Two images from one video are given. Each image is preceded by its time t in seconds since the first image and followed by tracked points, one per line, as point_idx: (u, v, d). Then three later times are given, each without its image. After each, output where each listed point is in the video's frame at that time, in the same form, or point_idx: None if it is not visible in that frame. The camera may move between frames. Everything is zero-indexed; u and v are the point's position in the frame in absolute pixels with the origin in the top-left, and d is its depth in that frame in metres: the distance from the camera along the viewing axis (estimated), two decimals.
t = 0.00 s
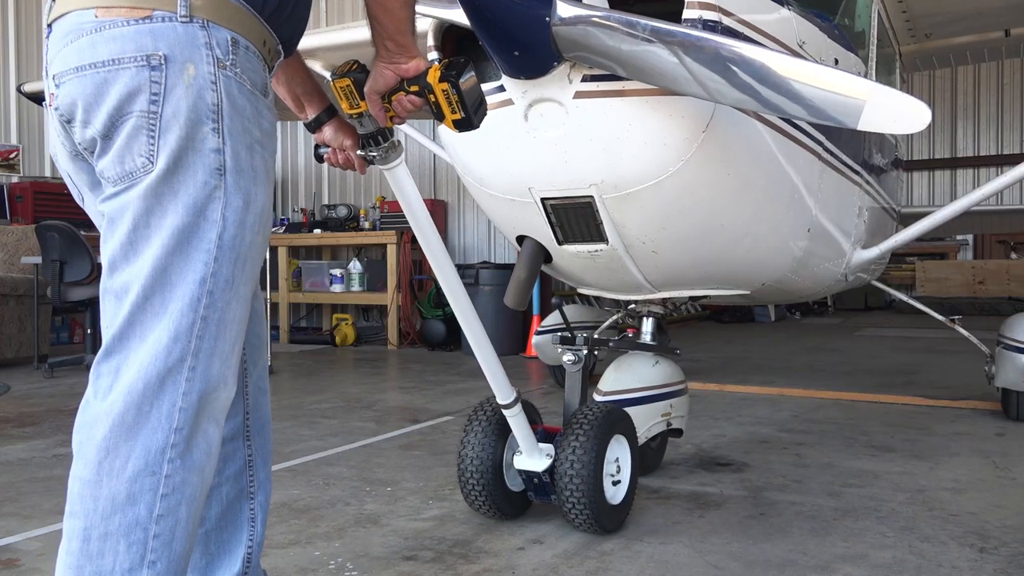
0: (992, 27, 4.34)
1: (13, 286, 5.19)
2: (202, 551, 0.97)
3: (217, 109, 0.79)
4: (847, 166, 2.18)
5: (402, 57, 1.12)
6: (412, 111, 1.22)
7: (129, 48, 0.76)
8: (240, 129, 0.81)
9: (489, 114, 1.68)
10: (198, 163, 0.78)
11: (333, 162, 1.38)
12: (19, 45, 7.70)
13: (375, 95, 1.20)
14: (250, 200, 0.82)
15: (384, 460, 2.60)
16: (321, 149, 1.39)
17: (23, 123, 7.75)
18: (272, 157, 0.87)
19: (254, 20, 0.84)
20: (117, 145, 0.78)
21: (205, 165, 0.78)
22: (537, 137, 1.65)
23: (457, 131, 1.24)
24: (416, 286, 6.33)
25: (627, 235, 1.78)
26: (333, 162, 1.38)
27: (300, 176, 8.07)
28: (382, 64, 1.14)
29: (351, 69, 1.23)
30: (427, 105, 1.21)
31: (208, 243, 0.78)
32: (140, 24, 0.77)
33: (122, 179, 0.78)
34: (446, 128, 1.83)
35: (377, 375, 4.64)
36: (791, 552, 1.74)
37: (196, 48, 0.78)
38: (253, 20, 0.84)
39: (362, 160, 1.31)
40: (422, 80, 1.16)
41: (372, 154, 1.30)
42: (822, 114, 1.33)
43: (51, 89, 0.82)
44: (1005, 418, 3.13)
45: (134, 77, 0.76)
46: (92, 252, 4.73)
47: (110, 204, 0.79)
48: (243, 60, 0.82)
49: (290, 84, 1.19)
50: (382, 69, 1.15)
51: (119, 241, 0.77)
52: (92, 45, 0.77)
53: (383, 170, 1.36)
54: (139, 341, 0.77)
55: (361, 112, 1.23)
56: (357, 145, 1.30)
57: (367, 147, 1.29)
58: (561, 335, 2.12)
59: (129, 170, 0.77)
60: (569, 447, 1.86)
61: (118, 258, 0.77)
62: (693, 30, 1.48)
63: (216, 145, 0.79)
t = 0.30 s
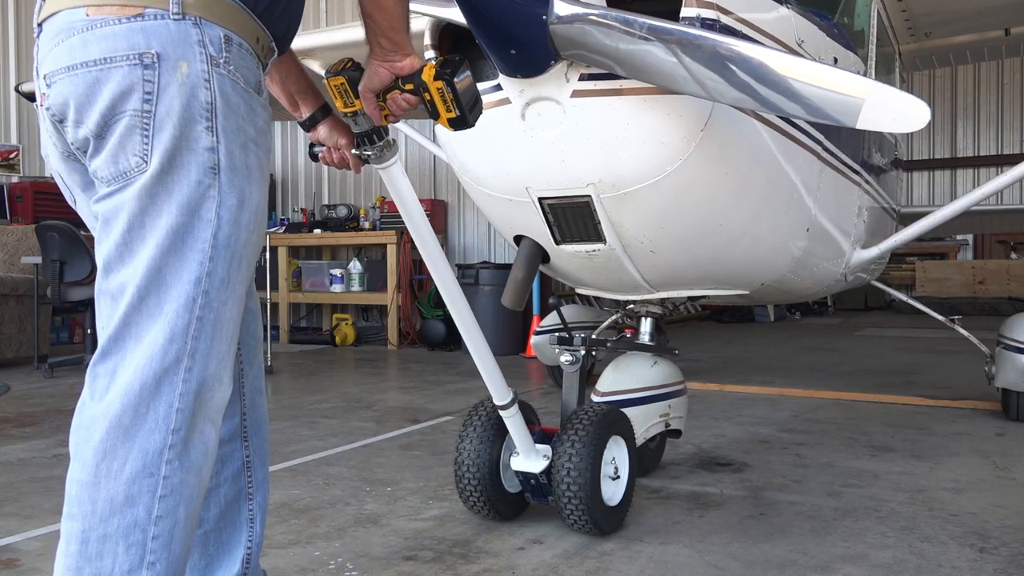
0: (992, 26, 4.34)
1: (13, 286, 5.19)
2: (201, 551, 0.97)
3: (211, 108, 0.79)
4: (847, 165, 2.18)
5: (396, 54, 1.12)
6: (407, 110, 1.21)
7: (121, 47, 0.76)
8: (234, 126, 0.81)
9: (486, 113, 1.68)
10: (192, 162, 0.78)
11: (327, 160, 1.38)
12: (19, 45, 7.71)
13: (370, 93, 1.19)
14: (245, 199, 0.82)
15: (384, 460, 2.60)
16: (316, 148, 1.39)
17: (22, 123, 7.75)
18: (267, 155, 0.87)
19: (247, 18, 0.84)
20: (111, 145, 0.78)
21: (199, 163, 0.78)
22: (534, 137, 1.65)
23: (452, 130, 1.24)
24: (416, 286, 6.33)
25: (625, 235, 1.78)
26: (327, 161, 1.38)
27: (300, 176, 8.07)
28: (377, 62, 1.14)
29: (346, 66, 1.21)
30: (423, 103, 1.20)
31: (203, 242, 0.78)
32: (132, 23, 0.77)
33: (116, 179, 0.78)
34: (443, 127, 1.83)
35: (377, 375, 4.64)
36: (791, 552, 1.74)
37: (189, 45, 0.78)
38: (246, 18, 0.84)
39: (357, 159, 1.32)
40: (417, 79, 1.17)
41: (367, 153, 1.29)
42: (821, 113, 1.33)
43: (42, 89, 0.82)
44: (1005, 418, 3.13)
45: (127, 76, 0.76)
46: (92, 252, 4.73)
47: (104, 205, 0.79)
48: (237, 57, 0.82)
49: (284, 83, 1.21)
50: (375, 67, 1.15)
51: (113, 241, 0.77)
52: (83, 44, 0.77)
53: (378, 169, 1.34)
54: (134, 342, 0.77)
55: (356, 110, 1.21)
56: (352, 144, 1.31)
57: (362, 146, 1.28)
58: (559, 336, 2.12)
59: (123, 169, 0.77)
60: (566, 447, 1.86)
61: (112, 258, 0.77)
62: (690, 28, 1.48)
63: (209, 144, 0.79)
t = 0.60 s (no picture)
0: (992, 25, 4.34)
1: (13, 286, 5.19)
2: (200, 551, 0.97)
3: (207, 107, 0.79)
4: (846, 165, 2.18)
5: (389, 53, 1.12)
6: (400, 109, 1.19)
7: (117, 46, 0.76)
8: (230, 125, 0.81)
9: (483, 112, 1.68)
10: (188, 161, 0.78)
11: (321, 160, 1.38)
12: (19, 45, 7.71)
13: (363, 93, 1.17)
14: (241, 198, 0.82)
15: (384, 460, 2.60)
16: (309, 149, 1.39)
17: (22, 124, 7.76)
18: (262, 154, 0.87)
19: (243, 16, 0.84)
20: (107, 145, 0.77)
21: (196, 162, 0.78)
22: (532, 136, 1.65)
23: (448, 129, 1.21)
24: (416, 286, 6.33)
25: (622, 235, 1.78)
26: (321, 160, 1.38)
27: (300, 176, 8.07)
28: (369, 60, 1.13)
29: (338, 65, 1.19)
30: (416, 102, 1.17)
31: (200, 242, 0.78)
32: (127, 22, 0.77)
33: (112, 179, 0.78)
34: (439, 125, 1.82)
35: (377, 375, 4.64)
36: (790, 552, 1.74)
37: (184, 44, 0.78)
38: (242, 16, 0.84)
39: (351, 158, 1.32)
40: (411, 78, 1.14)
41: (361, 153, 1.29)
42: (820, 113, 1.32)
43: (37, 89, 0.81)
44: (1005, 418, 3.13)
45: (122, 75, 0.76)
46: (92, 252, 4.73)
47: (100, 205, 0.79)
48: (232, 56, 0.82)
49: (277, 83, 1.22)
50: (368, 66, 1.14)
51: (110, 241, 0.77)
52: (78, 43, 0.77)
53: (372, 169, 1.34)
54: (133, 342, 0.77)
55: (349, 109, 1.20)
56: (345, 144, 1.30)
57: (355, 145, 1.28)
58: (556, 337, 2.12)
59: (119, 169, 0.77)
60: (563, 448, 1.86)
61: (109, 259, 0.77)
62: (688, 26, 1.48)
63: (206, 143, 0.79)
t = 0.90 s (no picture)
0: (992, 24, 4.34)
1: (13, 286, 5.19)
2: (201, 551, 0.97)
3: (203, 105, 0.79)
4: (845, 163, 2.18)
5: (376, 55, 1.11)
6: (388, 113, 1.19)
7: (110, 47, 0.76)
8: (227, 123, 0.81)
9: (479, 111, 1.68)
10: (186, 161, 0.78)
11: (311, 163, 1.38)
12: (18, 45, 7.71)
13: (350, 96, 1.17)
14: (240, 196, 0.82)
15: (384, 460, 2.60)
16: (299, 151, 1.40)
17: (22, 124, 7.76)
18: (260, 152, 0.87)
19: (237, 13, 0.84)
20: (104, 146, 0.78)
21: (193, 162, 0.78)
22: (528, 134, 1.65)
23: (436, 132, 1.22)
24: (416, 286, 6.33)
25: (620, 234, 1.78)
26: (310, 163, 1.38)
27: (301, 176, 8.07)
28: (356, 63, 1.12)
29: (326, 66, 1.19)
30: (405, 105, 1.18)
31: (199, 240, 0.78)
32: (121, 23, 0.77)
33: (110, 180, 0.78)
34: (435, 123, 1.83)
35: (377, 375, 4.64)
36: (790, 552, 1.74)
37: (178, 43, 0.78)
38: (237, 14, 0.84)
39: (341, 161, 1.32)
40: (399, 80, 1.14)
41: (350, 155, 1.29)
42: (818, 111, 1.34)
43: (34, 93, 0.82)
44: (1005, 418, 3.13)
45: (117, 76, 0.76)
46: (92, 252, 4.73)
47: (99, 206, 0.79)
48: (227, 53, 0.82)
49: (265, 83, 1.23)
50: (356, 69, 1.13)
51: (110, 241, 0.77)
52: (72, 46, 0.77)
53: (361, 171, 1.34)
54: (134, 343, 0.77)
55: (337, 112, 1.20)
56: (334, 147, 1.30)
57: (344, 148, 1.28)
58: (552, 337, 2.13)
59: (117, 170, 0.77)
60: (560, 449, 1.84)
61: (110, 259, 0.77)
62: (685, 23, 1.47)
63: (203, 142, 0.79)
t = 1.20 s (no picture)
0: (992, 22, 4.33)
1: (13, 286, 5.20)
2: (199, 551, 0.96)
3: (194, 103, 0.78)
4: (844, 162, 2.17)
5: (361, 50, 1.09)
6: (375, 109, 1.18)
7: (99, 46, 0.76)
8: (218, 121, 0.81)
9: (472, 109, 1.68)
10: (177, 160, 0.78)
11: (298, 161, 1.39)
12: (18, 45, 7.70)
13: (335, 93, 1.15)
14: (232, 194, 0.81)
15: (384, 460, 2.60)
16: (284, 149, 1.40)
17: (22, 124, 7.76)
18: (253, 150, 0.86)
19: (227, 8, 0.83)
20: (95, 145, 0.78)
21: (184, 160, 0.78)
22: (522, 132, 1.65)
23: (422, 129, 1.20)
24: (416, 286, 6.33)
25: (615, 233, 1.78)
26: (298, 161, 1.39)
27: (301, 176, 8.07)
28: (341, 60, 1.11)
29: (311, 62, 1.17)
30: (391, 102, 1.16)
31: (191, 239, 0.78)
32: (109, 21, 0.76)
33: (102, 180, 0.78)
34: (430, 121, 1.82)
35: (377, 375, 4.64)
36: (790, 552, 1.74)
37: (168, 40, 0.77)
38: (227, 8, 0.83)
39: (327, 159, 1.31)
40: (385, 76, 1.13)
41: (336, 153, 1.27)
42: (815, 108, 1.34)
43: (25, 93, 0.82)
44: (1005, 418, 3.12)
45: (106, 75, 0.76)
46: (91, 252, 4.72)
47: (92, 206, 0.79)
48: (218, 50, 0.81)
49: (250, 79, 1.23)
50: (340, 65, 1.11)
51: (103, 242, 0.77)
52: (62, 45, 0.77)
53: (349, 169, 1.31)
54: (128, 342, 0.77)
55: (323, 109, 1.18)
56: (320, 145, 1.30)
57: (330, 146, 1.27)
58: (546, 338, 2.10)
59: (108, 170, 0.77)
60: (552, 453, 1.81)
61: (103, 259, 0.78)
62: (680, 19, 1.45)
63: (194, 140, 0.79)
